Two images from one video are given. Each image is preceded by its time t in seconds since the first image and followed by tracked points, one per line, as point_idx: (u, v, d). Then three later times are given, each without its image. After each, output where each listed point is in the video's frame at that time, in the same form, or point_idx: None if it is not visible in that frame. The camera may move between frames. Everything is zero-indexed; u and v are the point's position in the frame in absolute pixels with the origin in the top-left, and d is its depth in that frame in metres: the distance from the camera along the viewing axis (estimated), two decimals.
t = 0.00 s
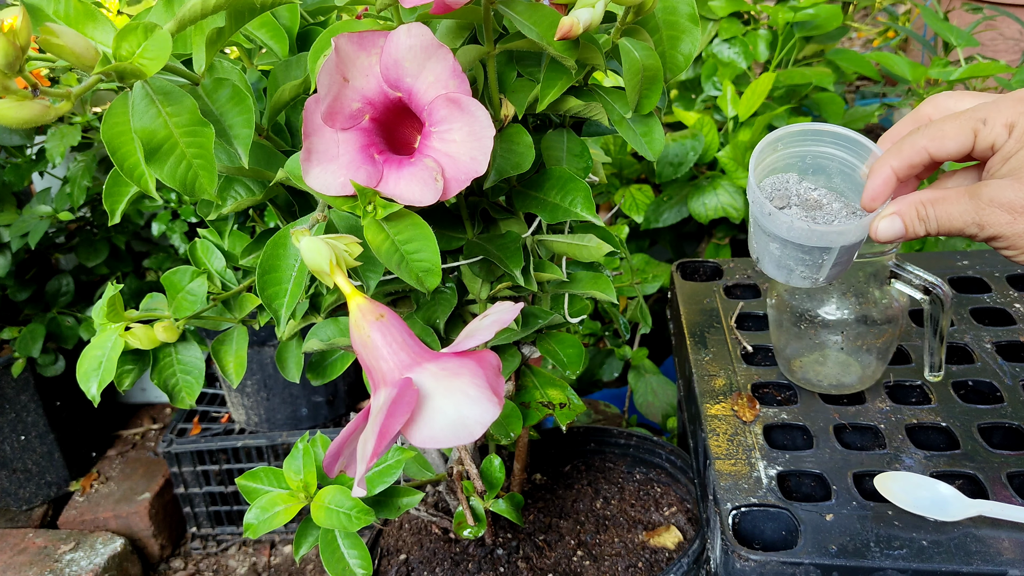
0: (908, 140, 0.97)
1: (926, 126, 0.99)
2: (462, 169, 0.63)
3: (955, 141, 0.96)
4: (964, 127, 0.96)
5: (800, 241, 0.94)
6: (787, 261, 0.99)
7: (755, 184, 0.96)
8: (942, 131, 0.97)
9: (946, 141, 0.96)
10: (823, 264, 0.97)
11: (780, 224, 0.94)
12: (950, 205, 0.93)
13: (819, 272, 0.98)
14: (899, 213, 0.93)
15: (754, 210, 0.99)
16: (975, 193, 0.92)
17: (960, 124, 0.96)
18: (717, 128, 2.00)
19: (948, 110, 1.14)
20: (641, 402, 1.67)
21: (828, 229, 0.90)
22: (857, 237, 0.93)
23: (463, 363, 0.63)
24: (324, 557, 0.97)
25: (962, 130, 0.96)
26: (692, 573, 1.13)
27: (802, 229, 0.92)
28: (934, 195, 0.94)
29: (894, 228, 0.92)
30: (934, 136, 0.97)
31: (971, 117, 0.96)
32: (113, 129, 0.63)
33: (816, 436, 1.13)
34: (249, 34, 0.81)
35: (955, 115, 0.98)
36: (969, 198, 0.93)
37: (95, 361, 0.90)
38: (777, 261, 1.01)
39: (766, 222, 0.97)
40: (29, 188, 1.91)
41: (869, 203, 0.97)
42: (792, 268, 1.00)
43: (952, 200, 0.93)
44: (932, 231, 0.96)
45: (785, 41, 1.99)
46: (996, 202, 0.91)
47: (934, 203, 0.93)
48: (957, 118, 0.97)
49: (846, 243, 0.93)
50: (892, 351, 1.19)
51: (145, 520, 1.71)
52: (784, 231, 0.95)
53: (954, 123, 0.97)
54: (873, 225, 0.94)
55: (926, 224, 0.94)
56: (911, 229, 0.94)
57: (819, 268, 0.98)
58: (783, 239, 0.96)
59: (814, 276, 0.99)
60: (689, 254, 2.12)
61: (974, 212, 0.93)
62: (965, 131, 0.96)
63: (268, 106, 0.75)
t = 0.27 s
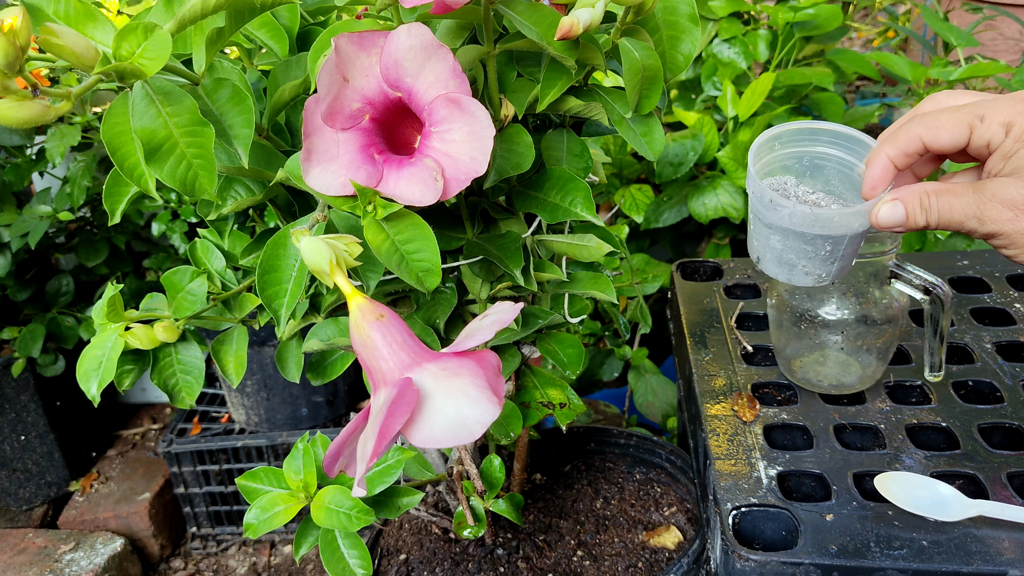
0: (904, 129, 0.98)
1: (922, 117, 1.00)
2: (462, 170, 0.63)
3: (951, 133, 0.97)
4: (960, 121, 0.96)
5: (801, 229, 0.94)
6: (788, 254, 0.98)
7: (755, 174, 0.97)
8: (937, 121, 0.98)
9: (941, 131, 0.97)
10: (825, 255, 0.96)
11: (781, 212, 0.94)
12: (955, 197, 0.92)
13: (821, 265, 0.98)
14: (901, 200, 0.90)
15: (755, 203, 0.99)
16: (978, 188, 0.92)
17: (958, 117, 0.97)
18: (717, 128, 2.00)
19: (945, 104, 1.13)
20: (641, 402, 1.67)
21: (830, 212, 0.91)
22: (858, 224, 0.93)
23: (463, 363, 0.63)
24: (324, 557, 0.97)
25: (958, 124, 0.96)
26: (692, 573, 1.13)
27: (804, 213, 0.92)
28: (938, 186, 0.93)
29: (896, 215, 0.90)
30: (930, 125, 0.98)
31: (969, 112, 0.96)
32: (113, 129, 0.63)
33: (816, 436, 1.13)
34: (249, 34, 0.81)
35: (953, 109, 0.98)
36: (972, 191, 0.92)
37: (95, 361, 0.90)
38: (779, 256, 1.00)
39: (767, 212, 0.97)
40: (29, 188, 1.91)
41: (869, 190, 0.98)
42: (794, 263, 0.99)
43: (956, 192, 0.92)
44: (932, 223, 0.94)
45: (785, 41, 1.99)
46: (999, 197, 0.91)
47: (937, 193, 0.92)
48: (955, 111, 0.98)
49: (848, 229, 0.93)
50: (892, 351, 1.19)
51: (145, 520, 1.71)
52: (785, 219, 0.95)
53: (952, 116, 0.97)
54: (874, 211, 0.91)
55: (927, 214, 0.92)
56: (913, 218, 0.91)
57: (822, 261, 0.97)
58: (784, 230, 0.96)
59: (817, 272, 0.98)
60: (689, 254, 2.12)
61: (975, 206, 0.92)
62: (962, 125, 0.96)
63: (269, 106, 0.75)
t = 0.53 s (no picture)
0: (896, 121, 0.97)
1: (915, 109, 0.98)
2: (462, 170, 0.63)
3: (945, 126, 0.96)
4: (954, 113, 0.95)
5: (793, 227, 0.93)
6: (780, 252, 0.98)
7: (745, 172, 0.96)
8: (931, 114, 0.96)
9: (935, 124, 0.96)
10: (817, 253, 0.96)
11: (772, 212, 0.94)
12: (948, 193, 0.92)
13: (813, 263, 0.98)
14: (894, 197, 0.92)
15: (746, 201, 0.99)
16: (972, 183, 0.92)
17: (951, 110, 0.96)
18: (717, 128, 2.00)
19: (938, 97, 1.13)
20: (641, 402, 1.67)
21: (822, 211, 0.90)
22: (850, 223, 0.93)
23: (464, 363, 0.63)
24: (324, 557, 0.97)
25: (952, 117, 0.95)
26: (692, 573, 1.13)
27: (795, 213, 0.91)
28: (931, 181, 0.93)
29: (888, 211, 0.92)
30: (922, 118, 0.96)
31: (963, 104, 0.95)
32: (114, 129, 0.63)
33: (816, 436, 1.13)
34: (249, 34, 0.81)
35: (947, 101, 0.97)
36: (965, 187, 0.93)
37: (95, 361, 0.90)
38: (770, 253, 1.00)
39: (758, 211, 0.96)
40: (29, 188, 1.91)
41: (862, 185, 0.98)
42: (787, 261, 0.99)
43: (949, 187, 0.93)
44: (925, 219, 0.94)
45: (785, 41, 1.99)
46: (993, 192, 0.91)
47: (930, 189, 0.93)
48: (949, 103, 0.97)
49: (840, 227, 0.92)
50: (892, 351, 1.19)
51: (145, 520, 1.71)
52: (777, 218, 0.94)
53: (945, 109, 0.96)
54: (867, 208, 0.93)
55: (921, 211, 0.93)
56: (906, 214, 0.92)
57: (814, 259, 0.97)
58: (776, 229, 0.96)
59: (809, 269, 0.99)
60: (689, 253, 2.12)
61: (969, 201, 0.93)
62: (956, 118, 0.95)
63: (269, 106, 0.75)
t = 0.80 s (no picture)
0: (902, 137, 0.98)
1: (921, 125, 0.99)
2: (462, 169, 0.63)
3: (950, 141, 0.97)
4: (960, 127, 0.96)
5: (800, 243, 0.93)
6: (788, 267, 0.98)
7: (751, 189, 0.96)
8: (937, 129, 0.98)
9: (942, 140, 0.97)
10: (824, 268, 0.96)
11: (779, 228, 0.94)
12: (952, 207, 0.92)
13: (820, 277, 0.98)
14: (898, 212, 0.91)
15: (752, 217, 0.98)
16: (977, 197, 0.92)
17: (957, 124, 0.97)
18: (717, 128, 2.00)
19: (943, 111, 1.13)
20: (641, 402, 1.67)
21: (828, 227, 0.90)
22: (856, 237, 0.93)
23: (463, 363, 0.63)
24: (324, 557, 0.97)
25: (957, 131, 0.96)
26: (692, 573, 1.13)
27: (802, 230, 0.92)
28: (936, 196, 0.94)
29: (893, 227, 0.91)
30: (929, 133, 0.98)
31: (969, 119, 0.96)
32: (113, 129, 0.63)
33: (816, 436, 1.13)
34: (249, 34, 0.81)
35: (953, 116, 0.98)
36: (971, 201, 0.92)
37: (95, 361, 0.90)
38: (777, 268, 1.00)
39: (764, 227, 0.96)
40: (29, 188, 1.91)
41: (867, 201, 0.98)
42: (794, 276, 0.99)
43: (955, 202, 0.93)
44: (931, 233, 0.94)
45: (785, 41, 1.98)
46: (998, 206, 0.91)
47: (935, 204, 0.93)
48: (955, 118, 0.98)
49: (846, 242, 0.93)
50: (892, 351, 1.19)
51: (145, 520, 1.71)
52: (783, 235, 0.94)
53: (951, 123, 0.98)
54: (872, 224, 0.92)
55: (926, 225, 0.93)
56: (910, 229, 0.92)
57: (821, 274, 0.97)
58: (782, 245, 0.96)
59: (817, 283, 0.99)
60: (689, 253, 2.12)
61: (975, 215, 0.92)
62: (962, 132, 0.96)
63: (269, 106, 0.75)
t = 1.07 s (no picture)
0: (903, 133, 0.99)
1: (923, 120, 1.00)
2: (462, 169, 0.63)
3: (950, 138, 0.98)
4: (961, 127, 0.97)
5: (805, 231, 0.93)
6: (791, 261, 0.97)
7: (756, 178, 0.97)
8: (937, 126, 0.98)
9: (941, 136, 0.98)
10: (828, 261, 0.95)
11: (784, 216, 0.94)
12: (959, 203, 0.92)
13: (824, 273, 0.97)
14: (904, 203, 0.91)
15: (756, 210, 0.99)
16: (983, 194, 0.92)
17: (958, 123, 0.98)
18: (717, 128, 2.00)
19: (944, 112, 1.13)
20: (641, 402, 1.67)
21: (835, 212, 0.90)
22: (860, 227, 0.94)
23: (463, 363, 0.63)
24: (324, 557, 0.97)
25: (959, 130, 0.97)
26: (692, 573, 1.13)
27: (808, 215, 0.92)
28: (943, 192, 0.93)
29: (898, 216, 0.90)
30: (929, 130, 0.98)
31: (969, 119, 0.97)
32: (113, 129, 0.63)
33: (816, 436, 1.13)
34: (249, 34, 0.81)
35: (954, 114, 0.99)
36: (977, 198, 0.92)
37: (95, 361, 0.90)
38: (780, 264, 0.99)
39: (769, 217, 0.96)
40: (29, 188, 1.91)
41: (870, 193, 0.98)
42: (797, 272, 0.98)
43: (960, 198, 0.92)
44: (935, 229, 0.94)
45: (785, 41, 1.98)
46: (1004, 203, 0.91)
47: (941, 198, 0.93)
48: (956, 116, 0.99)
49: (851, 232, 0.93)
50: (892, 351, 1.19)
51: (145, 520, 1.71)
52: (788, 222, 0.94)
53: (952, 121, 0.98)
54: (876, 213, 0.91)
55: (931, 219, 0.92)
56: (915, 221, 0.91)
57: (824, 268, 0.97)
58: (786, 235, 0.96)
59: (819, 280, 0.98)
60: (689, 254, 2.12)
61: (980, 211, 0.92)
62: (962, 131, 0.97)
63: (269, 106, 0.75)
